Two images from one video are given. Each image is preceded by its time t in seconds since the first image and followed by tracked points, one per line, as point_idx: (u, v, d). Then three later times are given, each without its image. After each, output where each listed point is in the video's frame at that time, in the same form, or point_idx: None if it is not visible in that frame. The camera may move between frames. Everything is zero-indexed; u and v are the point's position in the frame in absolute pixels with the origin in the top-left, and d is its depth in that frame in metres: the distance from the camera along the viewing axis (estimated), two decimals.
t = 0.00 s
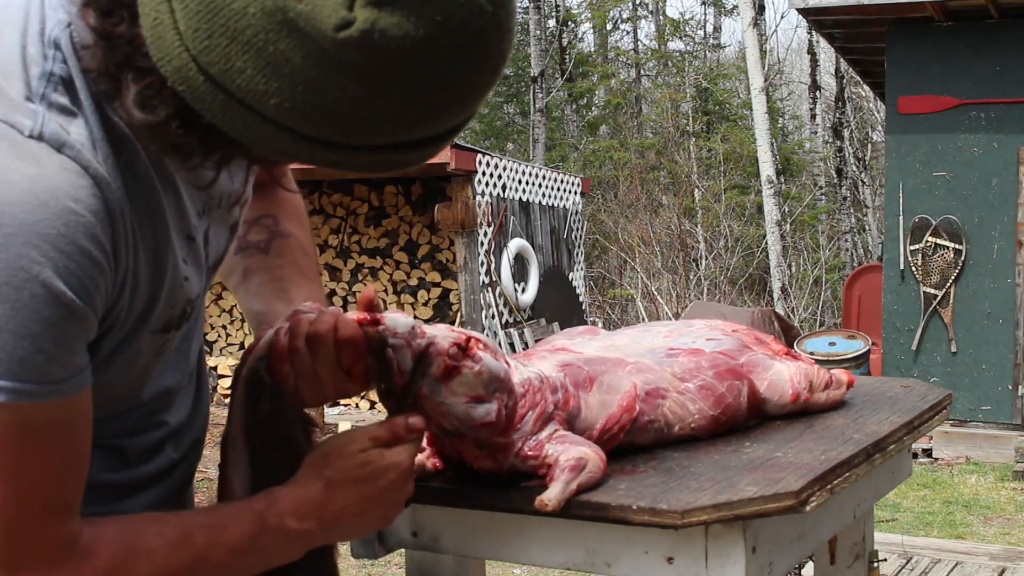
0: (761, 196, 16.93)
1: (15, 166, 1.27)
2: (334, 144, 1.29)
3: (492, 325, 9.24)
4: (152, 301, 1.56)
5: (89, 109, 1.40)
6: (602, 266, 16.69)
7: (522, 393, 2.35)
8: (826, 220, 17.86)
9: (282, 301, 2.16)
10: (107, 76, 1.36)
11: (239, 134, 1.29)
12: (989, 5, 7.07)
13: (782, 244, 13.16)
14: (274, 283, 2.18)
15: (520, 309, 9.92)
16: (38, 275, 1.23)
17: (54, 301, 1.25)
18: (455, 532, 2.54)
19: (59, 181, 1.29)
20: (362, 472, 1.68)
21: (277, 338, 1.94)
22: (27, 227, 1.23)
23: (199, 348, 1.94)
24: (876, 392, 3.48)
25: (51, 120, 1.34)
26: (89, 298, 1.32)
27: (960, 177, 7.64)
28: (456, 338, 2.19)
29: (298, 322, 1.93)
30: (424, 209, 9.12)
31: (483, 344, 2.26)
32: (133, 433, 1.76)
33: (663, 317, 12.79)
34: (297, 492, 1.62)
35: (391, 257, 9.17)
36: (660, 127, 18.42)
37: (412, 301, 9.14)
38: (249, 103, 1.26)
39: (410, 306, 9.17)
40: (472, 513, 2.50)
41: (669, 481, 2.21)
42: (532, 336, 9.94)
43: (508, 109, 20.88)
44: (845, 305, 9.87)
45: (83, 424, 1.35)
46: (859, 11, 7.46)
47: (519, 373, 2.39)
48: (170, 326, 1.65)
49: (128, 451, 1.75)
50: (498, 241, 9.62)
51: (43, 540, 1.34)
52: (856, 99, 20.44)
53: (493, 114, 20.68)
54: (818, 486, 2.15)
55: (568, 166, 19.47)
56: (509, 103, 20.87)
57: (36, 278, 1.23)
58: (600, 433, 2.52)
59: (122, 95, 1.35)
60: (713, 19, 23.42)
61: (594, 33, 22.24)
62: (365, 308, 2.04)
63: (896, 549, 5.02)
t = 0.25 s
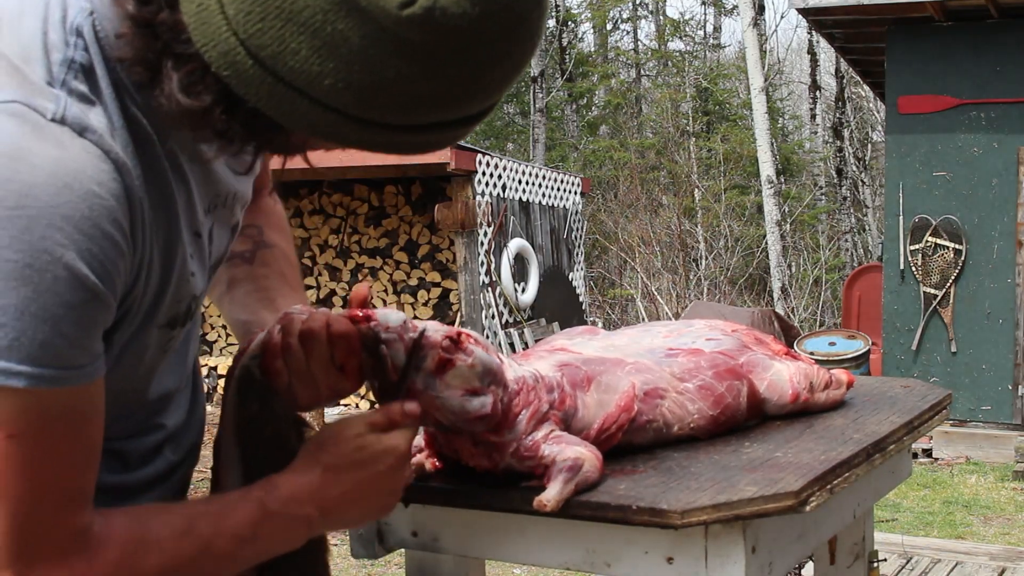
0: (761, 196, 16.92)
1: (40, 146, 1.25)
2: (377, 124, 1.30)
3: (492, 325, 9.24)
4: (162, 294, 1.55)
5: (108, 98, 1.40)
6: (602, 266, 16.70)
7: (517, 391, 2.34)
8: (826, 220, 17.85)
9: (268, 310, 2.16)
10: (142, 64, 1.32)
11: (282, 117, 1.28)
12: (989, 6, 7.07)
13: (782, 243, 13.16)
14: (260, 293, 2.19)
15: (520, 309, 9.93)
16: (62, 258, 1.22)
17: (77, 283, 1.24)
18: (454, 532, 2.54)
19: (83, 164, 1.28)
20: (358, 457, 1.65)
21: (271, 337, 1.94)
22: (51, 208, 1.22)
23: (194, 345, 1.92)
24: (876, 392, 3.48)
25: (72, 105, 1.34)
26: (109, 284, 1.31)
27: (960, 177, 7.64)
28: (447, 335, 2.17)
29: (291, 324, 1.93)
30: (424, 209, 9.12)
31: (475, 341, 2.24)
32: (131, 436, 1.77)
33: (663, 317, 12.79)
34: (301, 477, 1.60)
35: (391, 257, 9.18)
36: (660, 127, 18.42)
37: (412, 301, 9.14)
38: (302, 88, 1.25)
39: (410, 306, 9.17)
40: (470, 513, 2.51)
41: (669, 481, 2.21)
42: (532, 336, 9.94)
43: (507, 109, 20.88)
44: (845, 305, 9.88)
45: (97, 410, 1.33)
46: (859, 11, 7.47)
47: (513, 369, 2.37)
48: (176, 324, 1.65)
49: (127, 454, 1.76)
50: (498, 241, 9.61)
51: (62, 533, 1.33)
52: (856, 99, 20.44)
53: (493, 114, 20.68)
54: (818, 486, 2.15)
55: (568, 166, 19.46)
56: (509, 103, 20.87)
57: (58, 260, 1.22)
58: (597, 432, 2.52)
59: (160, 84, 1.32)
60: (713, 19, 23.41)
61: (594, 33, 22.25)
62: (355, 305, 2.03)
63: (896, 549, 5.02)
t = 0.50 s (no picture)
0: (761, 196, 16.93)
1: (49, 103, 1.19)
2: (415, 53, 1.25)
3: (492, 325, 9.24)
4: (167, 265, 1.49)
5: (109, 62, 1.35)
6: (602, 266, 16.70)
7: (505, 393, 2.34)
8: (826, 220, 17.85)
9: (242, 312, 2.16)
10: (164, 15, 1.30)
11: (316, 52, 1.22)
12: (989, 6, 7.07)
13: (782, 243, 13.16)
14: (230, 295, 2.17)
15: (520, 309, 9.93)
16: (77, 214, 1.16)
17: (98, 241, 1.18)
18: (454, 533, 2.55)
19: (91, 121, 1.22)
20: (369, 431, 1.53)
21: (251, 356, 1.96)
22: (63, 163, 1.16)
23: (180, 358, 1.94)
24: (876, 392, 3.48)
25: (77, 65, 1.28)
26: (123, 241, 1.24)
27: (961, 177, 7.64)
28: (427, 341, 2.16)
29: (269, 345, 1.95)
30: (424, 209, 9.12)
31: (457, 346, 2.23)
32: (130, 429, 1.76)
33: (663, 317, 12.79)
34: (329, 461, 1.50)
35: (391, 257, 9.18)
36: (660, 127, 18.42)
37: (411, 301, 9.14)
38: (337, 18, 1.20)
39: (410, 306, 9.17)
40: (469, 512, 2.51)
41: (669, 481, 2.21)
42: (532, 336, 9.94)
43: (507, 109, 20.89)
44: (845, 305, 9.88)
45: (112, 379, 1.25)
46: (859, 11, 7.47)
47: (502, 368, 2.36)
48: (176, 299, 1.63)
49: (127, 451, 1.74)
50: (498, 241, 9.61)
51: (84, 518, 1.23)
52: (856, 99, 20.45)
53: (493, 114, 20.70)
54: (818, 486, 2.15)
55: (568, 166, 19.46)
56: (509, 103, 20.88)
57: (74, 217, 1.15)
58: (593, 433, 2.50)
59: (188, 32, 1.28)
60: (713, 19, 23.41)
61: (594, 33, 22.26)
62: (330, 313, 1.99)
63: (896, 549, 5.02)
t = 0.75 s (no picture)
0: (761, 196, 16.92)
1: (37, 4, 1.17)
2: None
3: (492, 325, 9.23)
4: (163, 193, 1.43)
5: None
6: (602, 266, 16.70)
7: (490, 394, 2.31)
8: (826, 220, 17.83)
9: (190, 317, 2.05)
10: None
11: None
12: (989, 6, 7.07)
13: (782, 243, 13.15)
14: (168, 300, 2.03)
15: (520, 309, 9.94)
16: (80, 102, 1.12)
17: (99, 129, 1.14)
18: (454, 533, 2.55)
19: (83, 25, 1.19)
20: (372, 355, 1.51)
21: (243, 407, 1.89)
22: (63, 56, 1.13)
23: (172, 393, 1.84)
24: (875, 392, 3.48)
25: None
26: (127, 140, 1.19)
27: (961, 177, 7.63)
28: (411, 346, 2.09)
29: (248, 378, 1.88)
30: (424, 209, 9.12)
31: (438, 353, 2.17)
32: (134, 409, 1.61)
33: (663, 317, 12.79)
34: (326, 386, 1.40)
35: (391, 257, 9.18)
36: (660, 127, 18.42)
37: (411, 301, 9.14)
38: None
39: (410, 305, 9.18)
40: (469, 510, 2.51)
41: (669, 482, 2.21)
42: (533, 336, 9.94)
43: (507, 109, 20.87)
44: (845, 305, 9.88)
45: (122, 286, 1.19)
46: (859, 11, 7.47)
47: (486, 369, 2.31)
48: (166, 239, 1.54)
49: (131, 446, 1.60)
50: (498, 241, 9.60)
51: (112, 436, 1.13)
52: (856, 99, 20.46)
53: (493, 114, 20.69)
54: (818, 486, 2.15)
55: (568, 166, 19.42)
56: (509, 103, 20.87)
57: (77, 104, 1.11)
58: (587, 429, 2.50)
59: None
60: (713, 19, 23.37)
61: (594, 33, 22.25)
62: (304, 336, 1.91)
63: (895, 548, 5.02)
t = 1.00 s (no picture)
0: (761, 196, 16.92)
1: None
2: None
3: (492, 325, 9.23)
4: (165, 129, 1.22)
5: None
6: (602, 266, 16.72)
7: (469, 414, 2.33)
8: (826, 220, 17.83)
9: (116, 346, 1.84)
10: None
11: None
12: (989, 6, 7.07)
13: (782, 243, 13.15)
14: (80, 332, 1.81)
15: (520, 309, 9.94)
16: None
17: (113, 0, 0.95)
18: (454, 532, 2.55)
19: None
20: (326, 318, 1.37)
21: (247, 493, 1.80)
22: None
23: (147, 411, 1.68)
24: (874, 392, 3.48)
25: None
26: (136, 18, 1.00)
27: (961, 177, 7.63)
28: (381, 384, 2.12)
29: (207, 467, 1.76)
30: (424, 208, 9.13)
31: (410, 385, 2.21)
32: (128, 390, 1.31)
33: (663, 317, 12.79)
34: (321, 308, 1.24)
35: (391, 257, 9.18)
36: (660, 127, 18.43)
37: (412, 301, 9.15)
38: None
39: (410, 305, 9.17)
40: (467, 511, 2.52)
41: (668, 482, 2.21)
42: (533, 336, 9.93)
43: (507, 109, 20.89)
44: (845, 305, 9.88)
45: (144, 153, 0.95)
46: (859, 11, 7.47)
47: (462, 398, 2.34)
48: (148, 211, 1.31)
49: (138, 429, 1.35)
50: (498, 241, 9.60)
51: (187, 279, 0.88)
52: (856, 99, 20.46)
53: (493, 114, 20.71)
54: (817, 485, 2.15)
55: (568, 167, 19.25)
56: (509, 103, 20.88)
57: None
58: (580, 430, 2.50)
59: None
60: (714, 19, 23.38)
61: (594, 33, 22.27)
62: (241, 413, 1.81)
63: (895, 548, 5.02)
